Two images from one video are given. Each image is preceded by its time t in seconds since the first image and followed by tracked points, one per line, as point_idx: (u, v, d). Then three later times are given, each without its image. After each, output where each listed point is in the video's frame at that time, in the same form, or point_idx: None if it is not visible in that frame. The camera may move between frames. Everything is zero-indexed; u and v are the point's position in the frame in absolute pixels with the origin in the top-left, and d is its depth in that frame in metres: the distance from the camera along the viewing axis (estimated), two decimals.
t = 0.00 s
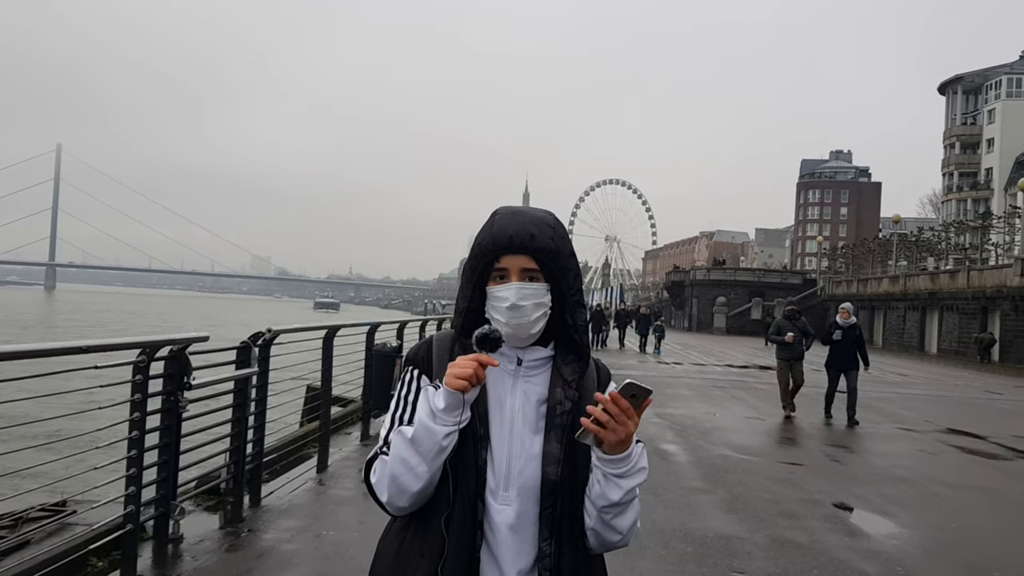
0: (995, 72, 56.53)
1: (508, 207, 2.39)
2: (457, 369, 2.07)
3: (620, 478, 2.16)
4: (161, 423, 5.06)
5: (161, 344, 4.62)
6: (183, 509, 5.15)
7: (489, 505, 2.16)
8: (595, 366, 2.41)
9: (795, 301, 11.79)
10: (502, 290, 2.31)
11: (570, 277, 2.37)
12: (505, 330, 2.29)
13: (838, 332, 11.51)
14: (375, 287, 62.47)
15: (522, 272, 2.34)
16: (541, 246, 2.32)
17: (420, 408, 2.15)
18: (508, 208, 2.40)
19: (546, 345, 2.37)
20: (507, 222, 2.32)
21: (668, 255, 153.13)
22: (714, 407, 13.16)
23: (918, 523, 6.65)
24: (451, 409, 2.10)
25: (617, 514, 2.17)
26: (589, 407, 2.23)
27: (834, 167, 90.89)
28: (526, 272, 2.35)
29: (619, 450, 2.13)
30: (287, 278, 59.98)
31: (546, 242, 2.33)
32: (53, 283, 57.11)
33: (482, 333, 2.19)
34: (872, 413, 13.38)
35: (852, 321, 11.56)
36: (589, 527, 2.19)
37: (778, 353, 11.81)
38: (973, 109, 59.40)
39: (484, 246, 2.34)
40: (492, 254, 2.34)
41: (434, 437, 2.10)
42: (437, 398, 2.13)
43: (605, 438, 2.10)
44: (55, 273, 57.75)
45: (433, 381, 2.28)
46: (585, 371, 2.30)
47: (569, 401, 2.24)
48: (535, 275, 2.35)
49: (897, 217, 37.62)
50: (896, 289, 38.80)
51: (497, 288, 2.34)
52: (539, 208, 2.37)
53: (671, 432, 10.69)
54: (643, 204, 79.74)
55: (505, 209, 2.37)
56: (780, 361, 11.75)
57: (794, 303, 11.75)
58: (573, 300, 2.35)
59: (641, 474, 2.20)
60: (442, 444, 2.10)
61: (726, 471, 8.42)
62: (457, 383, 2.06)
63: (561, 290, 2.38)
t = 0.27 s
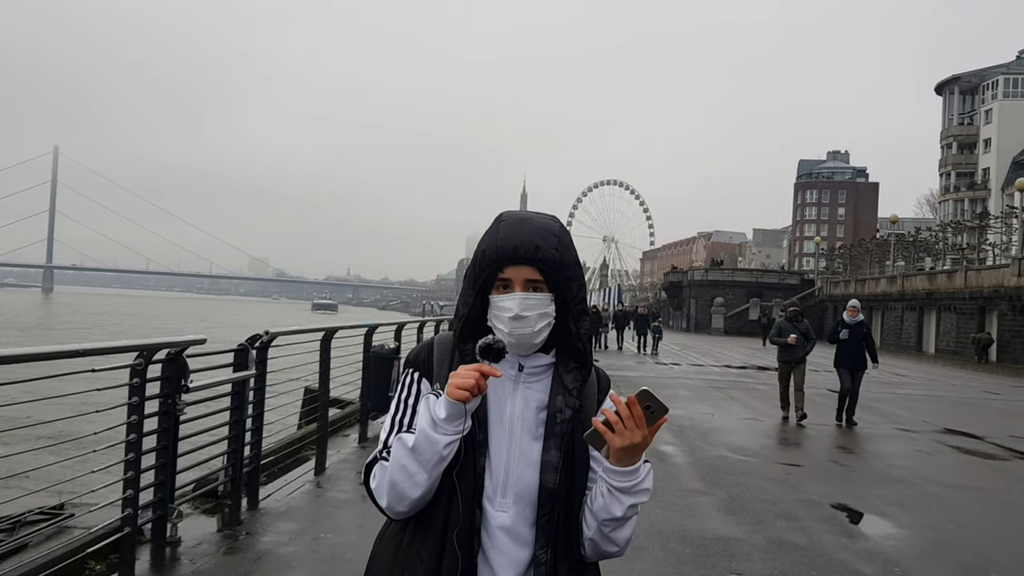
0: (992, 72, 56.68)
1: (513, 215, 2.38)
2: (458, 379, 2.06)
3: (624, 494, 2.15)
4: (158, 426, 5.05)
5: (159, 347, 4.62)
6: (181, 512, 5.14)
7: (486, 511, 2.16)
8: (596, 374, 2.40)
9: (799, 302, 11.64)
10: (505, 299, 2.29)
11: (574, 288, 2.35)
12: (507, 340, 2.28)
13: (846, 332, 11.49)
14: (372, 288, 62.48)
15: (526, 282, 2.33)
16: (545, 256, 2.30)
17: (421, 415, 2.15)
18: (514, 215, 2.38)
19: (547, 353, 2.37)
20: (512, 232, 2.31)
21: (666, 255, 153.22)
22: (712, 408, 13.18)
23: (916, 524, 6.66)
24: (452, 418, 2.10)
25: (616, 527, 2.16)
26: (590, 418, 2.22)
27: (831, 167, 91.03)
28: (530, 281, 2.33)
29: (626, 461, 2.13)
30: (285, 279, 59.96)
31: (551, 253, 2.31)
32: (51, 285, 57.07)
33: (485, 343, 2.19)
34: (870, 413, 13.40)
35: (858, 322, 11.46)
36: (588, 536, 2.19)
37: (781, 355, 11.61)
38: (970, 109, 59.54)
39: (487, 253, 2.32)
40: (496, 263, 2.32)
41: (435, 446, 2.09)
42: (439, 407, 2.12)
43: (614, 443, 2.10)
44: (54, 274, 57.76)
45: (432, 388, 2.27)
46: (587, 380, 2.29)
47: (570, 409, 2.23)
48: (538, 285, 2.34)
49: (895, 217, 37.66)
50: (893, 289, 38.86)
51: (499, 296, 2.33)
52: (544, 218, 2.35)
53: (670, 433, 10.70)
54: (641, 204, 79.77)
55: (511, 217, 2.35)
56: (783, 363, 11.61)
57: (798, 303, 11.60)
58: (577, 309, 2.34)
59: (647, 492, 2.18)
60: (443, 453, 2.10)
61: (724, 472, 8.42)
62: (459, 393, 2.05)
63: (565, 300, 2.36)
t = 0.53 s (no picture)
0: (990, 70, 56.72)
1: (510, 217, 2.38)
2: (452, 381, 2.05)
3: (618, 496, 2.14)
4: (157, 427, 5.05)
5: (158, 348, 4.61)
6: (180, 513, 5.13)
7: (484, 513, 2.16)
8: (593, 376, 2.40)
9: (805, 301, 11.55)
10: (501, 300, 2.29)
11: (572, 289, 2.35)
12: (503, 341, 2.27)
13: (853, 334, 11.39)
14: (371, 289, 62.44)
15: (523, 283, 2.33)
16: (543, 257, 2.30)
17: (417, 417, 2.14)
18: (512, 217, 2.38)
19: (544, 354, 2.37)
20: (509, 233, 2.30)
21: (665, 255, 153.27)
22: (710, 407, 13.17)
23: (916, 522, 6.66)
24: (448, 420, 2.09)
25: (612, 529, 2.16)
26: (586, 418, 2.22)
27: (829, 166, 91.11)
28: (527, 283, 2.33)
29: (618, 464, 2.12)
30: (284, 280, 59.90)
31: (548, 255, 2.31)
32: (50, 287, 57.02)
33: (480, 343, 2.19)
34: (869, 412, 13.40)
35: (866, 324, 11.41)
36: (585, 539, 2.19)
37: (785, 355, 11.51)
38: (968, 107, 59.58)
39: (485, 255, 2.32)
40: (493, 264, 2.32)
41: (431, 448, 2.09)
42: (434, 408, 2.11)
43: (603, 447, 2.08)
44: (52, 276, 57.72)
45: (429, 390, 2.28)
46: (584, 381, 2.30)
47: (568, 410, 2.23)
48: (535, 287, 2.34)
49: (893, 215, 37.67)
50: (892, 287, 38.87)
51: (496, 298, 2.33)
52: (542, 219, 2.35)
53: (669, 432, 10.70)
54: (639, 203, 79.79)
55: (508, 219, 2.35)
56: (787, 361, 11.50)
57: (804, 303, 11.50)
58: (574, 311, 2.34)
59: (640, 491, 2.18)
60: (439, 454, 2.10)
61: (723, 471, 8.42)
62: (452, 394, 2.04)
63: (563, 301, 2.36)
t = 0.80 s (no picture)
0: (989, 69, 56.75)
1: (502, 216, 2.38)
2: (451, 374, 2.07)
3: (625, 483, 2.15)
4: (158, 431, 5.04)
5: (158, 352, 4.61)
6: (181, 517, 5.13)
7: (486, 514, 2.16)
8: (589, 372, 2.42)
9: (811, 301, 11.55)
10: (496, 298, 2.28)
11: (565, 286, 2.36)
12: (498, 339, 2.26)
13: (861, 332, 11.22)
14: (372, 291, 62.40)
15: (516, 280, 2.33)
16: (535, 255, 2.31)
17: (413, 414, 2.15)
18: (503, 216, 2.38)
19: (541, 354, 2.36)
20: (501, 232, 2.30)
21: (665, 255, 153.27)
22: (711, 407, 13.17)
23: (917, 521, 6.65)
24: (446, 414, 2.10)
25: (625, 519, 2.16)
26: (585, 414, 2.22)
27: (829, 165, 91.12)
28: (521, 280, 2.33)
29: (618, 451, 2.14)
30: (284, 283, 59.87)
31: (540, 252, 2.31)
32: (50, 291, 56.98)
33: (474, 337, 2.19)
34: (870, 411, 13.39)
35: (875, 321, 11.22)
36: (601, 533, 2.19)
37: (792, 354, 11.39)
38: (967, 106, 59.58)
39: (478, 255, 2.32)
40: (486, 263, 2.32)
41: (430, 443, 2.10)
42: (432, 403, 2.12)
43: (602, 433, 2.10)
44: (52, 280, 57.68)
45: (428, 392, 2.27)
46: (580, 380, 2.30)
47: (566, 409, 2.23)
48: (529, 283, 2.34)
49: (893, 214, 37.67)
50: (892, 286, 38.85)
51: (491, 296, 2.32)
52: (533, 217, 2.36)
53: (670, 433, 10.69)
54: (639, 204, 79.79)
55: (499, 219, 2.35)
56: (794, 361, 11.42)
57: (810, 302, 11.51)
58: (568, 308, 2.35)
59: (648, 475, 2.18)
60: (437, 449, 2.10)
61: (725, 472, 8.42)
62: (452, 388, 2.06)
63: (556, 298, 2.36)
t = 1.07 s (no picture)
0: (987, 67, 56.77)
1: (494, 210, 2.40)
2: (441, 343, 2.14)
3: (646, 432, 2.16)
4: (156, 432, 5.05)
5: (156, 352, 4.61)
6: (180, 518, 5.14)
7: (485, 509, 2.16)
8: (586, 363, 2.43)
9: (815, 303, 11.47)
10: (488, 289, 2.29)
11: (558, 277, 2.38)
12: (493, 330, 2.27)
13: (872, 333, 11.15)
14: (370, 292, 62.34)
15: (509, 271, 2.34)
16: (526, 245, 2.32)
17: (400, 384, 2.19)
18: (493, 212, 2.40)
19: (535, 347, 2.38)
20: (492, 226, 2.33)
21: (663, 255, 153.35)
22: (709, 406, 13.17)
23: (916, 519, 6.67)
24: (435, 383, 2.16)
25: (658, 473, 2.17)
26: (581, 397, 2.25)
27: (827, 164, 91.19)
28: (513, 271, 2.34)
29: (627, 399, 2.16)
30: (282, 284, 59.83)
31: (531, 243, 2.33)
32: (48, 293, 56.88)
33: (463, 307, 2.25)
34: (869, 409, 13.40)
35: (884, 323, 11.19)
36: (633, 493, 2.19)
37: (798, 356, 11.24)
38: (964, 104, 59.62)
39: (470, 248, 2.34)
40: (477, 255, 2.34)
41: (419, 410, 2.13)
42: (420, 374, 2.18)
43: (605, 386, 2.15)
44: (50, 282, 57.63)
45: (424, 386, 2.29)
46: (574, 372, 2.32)
47: (561, 403, 2.24)
48: (521, 274, 2.35)
49: (891, 213, 37.66)
50: (891, 285, 38.86)
51: (483, 287, 2.33)
52: (524, 210, 2.38)
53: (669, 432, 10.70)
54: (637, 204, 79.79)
55: (490, 214, 2.37)
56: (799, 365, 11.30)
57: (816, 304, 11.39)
58: (560, 301, 2.38)
59: (664, 419, 2.19)
60: (427, 416, 2.13)
61: (723, 470, 8.43)
62: (443, 355, 2.12)
63: (549, 290, 2.39)
